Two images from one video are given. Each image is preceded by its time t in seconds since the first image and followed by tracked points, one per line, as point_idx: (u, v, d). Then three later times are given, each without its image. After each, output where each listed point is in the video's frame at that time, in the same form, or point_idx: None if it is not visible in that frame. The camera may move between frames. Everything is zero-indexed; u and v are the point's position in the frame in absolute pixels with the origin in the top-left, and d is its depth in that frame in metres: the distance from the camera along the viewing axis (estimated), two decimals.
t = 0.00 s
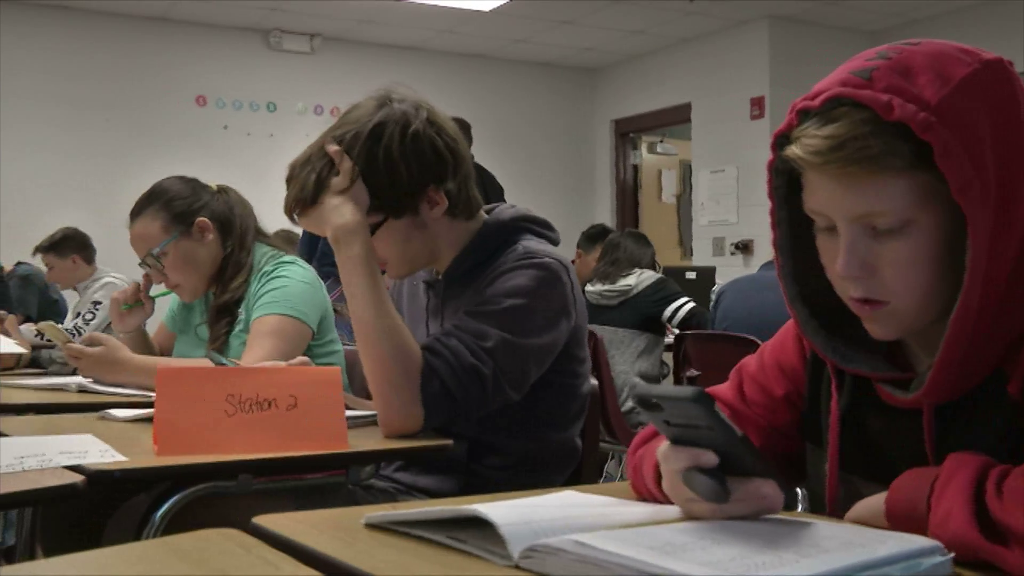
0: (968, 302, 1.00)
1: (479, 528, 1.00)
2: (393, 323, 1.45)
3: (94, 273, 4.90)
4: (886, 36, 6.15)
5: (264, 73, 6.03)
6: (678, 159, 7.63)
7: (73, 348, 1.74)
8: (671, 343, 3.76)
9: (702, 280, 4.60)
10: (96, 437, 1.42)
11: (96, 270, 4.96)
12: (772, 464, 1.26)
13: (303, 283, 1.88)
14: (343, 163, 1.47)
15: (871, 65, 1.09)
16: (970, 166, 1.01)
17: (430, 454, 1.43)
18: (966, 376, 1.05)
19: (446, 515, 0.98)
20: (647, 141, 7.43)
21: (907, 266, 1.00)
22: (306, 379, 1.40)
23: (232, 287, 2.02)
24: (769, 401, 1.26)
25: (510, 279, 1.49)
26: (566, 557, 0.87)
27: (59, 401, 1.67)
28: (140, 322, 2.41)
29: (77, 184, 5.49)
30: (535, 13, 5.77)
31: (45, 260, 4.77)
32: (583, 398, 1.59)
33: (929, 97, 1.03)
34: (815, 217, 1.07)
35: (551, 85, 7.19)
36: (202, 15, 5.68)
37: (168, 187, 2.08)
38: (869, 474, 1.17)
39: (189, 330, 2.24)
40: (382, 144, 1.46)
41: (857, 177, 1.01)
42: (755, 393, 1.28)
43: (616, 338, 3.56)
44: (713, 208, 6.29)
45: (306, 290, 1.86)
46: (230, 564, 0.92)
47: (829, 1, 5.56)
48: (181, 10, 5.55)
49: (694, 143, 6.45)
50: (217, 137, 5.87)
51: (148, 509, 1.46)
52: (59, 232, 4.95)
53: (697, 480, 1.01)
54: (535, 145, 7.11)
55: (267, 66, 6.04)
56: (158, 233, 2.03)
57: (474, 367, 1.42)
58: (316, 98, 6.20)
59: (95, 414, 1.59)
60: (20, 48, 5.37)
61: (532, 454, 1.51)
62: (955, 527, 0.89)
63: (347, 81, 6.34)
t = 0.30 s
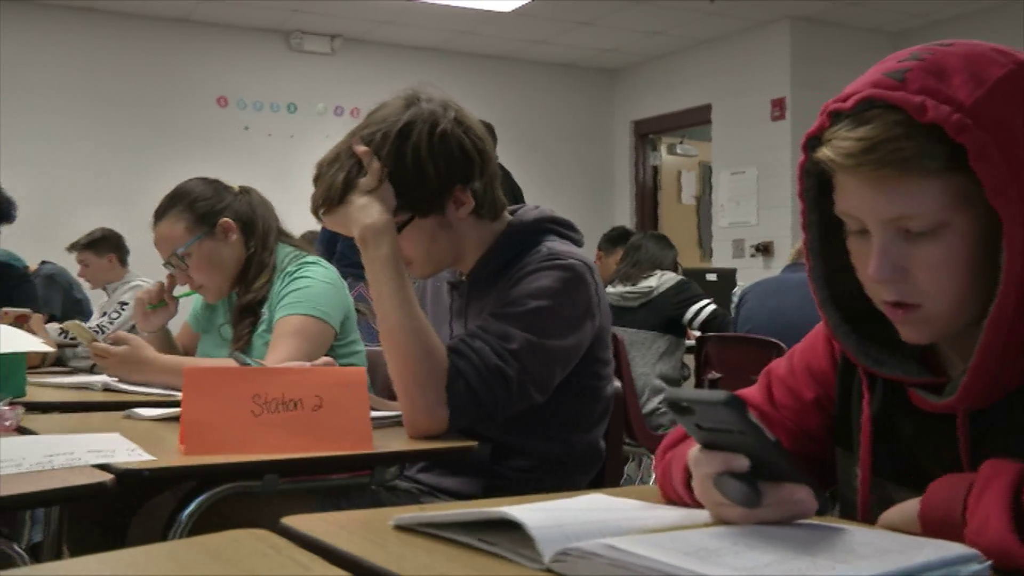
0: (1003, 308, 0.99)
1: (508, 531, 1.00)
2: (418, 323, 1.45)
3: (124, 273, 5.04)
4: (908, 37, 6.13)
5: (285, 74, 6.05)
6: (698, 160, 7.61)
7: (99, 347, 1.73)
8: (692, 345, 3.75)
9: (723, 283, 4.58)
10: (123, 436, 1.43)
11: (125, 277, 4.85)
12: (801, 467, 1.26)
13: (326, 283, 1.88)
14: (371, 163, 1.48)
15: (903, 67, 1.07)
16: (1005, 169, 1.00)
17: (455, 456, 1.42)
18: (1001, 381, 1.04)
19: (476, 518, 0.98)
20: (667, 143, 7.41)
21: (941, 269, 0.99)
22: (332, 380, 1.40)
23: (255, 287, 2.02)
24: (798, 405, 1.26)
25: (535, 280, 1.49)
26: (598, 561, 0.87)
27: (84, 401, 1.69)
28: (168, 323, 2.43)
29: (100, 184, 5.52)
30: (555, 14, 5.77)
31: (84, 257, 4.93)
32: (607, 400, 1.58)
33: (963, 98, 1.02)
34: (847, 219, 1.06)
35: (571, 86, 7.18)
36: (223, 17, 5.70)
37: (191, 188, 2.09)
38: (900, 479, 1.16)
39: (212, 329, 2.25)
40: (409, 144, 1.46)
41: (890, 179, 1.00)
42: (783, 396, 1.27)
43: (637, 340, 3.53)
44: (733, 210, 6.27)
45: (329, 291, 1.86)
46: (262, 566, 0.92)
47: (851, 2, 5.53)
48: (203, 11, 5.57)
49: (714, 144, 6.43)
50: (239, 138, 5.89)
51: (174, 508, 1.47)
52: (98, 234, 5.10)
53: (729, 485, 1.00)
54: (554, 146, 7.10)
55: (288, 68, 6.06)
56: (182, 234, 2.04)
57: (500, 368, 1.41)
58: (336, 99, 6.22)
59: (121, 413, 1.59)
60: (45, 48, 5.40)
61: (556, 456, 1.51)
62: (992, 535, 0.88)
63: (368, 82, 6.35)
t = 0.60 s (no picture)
0: None
1: (545, 532, 0.99)
2: (451, 323, 1.45)
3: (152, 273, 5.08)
4: (940, 36, 6.07)
5: (313, 74, 6.09)
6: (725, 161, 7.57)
7: (133, 345, 1.74)
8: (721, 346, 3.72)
9: (752, 284, 4.55)
10: (157, 434, 1.44)
11: (153, 279, 4.76)
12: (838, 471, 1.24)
13: (357, 282, 1.88)
14: (405, 163, 1.48)
15: (945, 66, 1.06)
16: None
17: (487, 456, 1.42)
18: None
19: (514, 518, 0.97)
20: (694, 143, 7.38)
21: (985, 270, 0.98)
22: (365, 379, 1.40)
23: (286, 285, 2.03)
24: (836, 407, 1.24)
25: (568, 281, 1.48)
26: (640, 563, 0.86)
27: (117, 398, 1.70)
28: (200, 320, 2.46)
29: (131, 184, 5.58)
30: (582, 14, 5.76)
31: (114, 254, 4.98)
32: (638, 402, 1.57)
33: (1007, 98, 1.00)
34: (886, 221, 1.05)
35: (597, 86, 7.17)
36: (252, 17, 5.74)
37: (222, 187, 2.09)
38: (939, 484, 1.15)
39: (242, 328, 2.26)
40: (443, 144, 1.46)
41: (932, 180, 0.99)
42: (820, 398, 1.26)
43: (666, 341, 3.50)
44: (761, 211, 6.22)
45: (359, 290, 1.86)
46: (302, 565, 0.92)
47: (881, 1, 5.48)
48: (232, 11, 5.61)
49: (743, 144, 6.39)
50: (267, 138, 5.93)
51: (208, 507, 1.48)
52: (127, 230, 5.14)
53: (770, 487, 0.98)
54: (581, 146, 7.10)
55: (316, 68, 6.09)
56: (214, 233, 2.05)
57: (532, 369, 1.41)
58: (364, 99, 6.25)
59: (155, 410, 1.60)
60: (77, 49, 5.46)
61: (587, 458, 1.50)
62: None
63: (396, 82, 6.38)
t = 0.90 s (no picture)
0: None
1: (593, 530, 0.98)
2: (490, 319, 1.44)
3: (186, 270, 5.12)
4: (978, 32, 6.02)
5: (347, 71, 6.13)
6: (758, 158, 7.53)
7: (171, 339, 1.75)
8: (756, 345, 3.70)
9: (786, 282, 4.51)
10: (199, 429, 1.45)
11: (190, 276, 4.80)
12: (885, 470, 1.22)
13: (393, 279, 1.88)
14: (443, 160, 1.47)
15: (1001, 60, 1.03)
16: None
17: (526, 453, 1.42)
18: None
19: (562, 516, 0.96)
20: (727, 140, 7.34)
21: None
22: (405, 375, 1.40)
23: (323, 281, 2.03)
24: (882, 407, 1.22)
25: (607, 277, 1.47)
26: (691, 562, 0.85)
27: (155, 393, 1.71)
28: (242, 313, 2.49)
29: (168, 181, 5.63)
30: (615, 11, 5.74)
31: (146, 255, 5.03)
32: (677, 399, 1.56)
33: None
34: (938, 217, 1.03)
35: (630, 83, 7.16)
36: (287, 14, 5.78)
37: (260, 184, 2.10)
38: (991, 484, 1.13)
39: (279, 324, 2.27)
40: (481, 140, 1.45)
41: (986, 176, 0.96)
42: (867, 396, 1.24)
43: (700, 339, 3.49)
44: (795, 209, 6.17)
45: (395, 287, 1.86)
46: (354, 561, 0.92)
47: None
48: (268, 9, 5.66)
49: (777, 142, 6.35)
50: (302, 135, 5.98)
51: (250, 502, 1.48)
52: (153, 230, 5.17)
53: (820, 486, 0.97)
54: (613, 144, 7.09)
55: (350, 65, 6.14)
56: (252, 229, 2.05)
57: (572, 366, 1.40)
58: (396, 96, 6.28)
59: (194, 405, 1.61)
60: (113, 48, 5.52)
61: (625, 455, 1.49)
62: None
63: (429, 80, 6.42)
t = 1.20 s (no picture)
0: None
1: (637, 526, 0.97)
2: (527, 314, 1.44)
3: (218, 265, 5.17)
4: (1015, 23, 5.93)
5: (378, 66, 6.17)
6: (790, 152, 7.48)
7: (206, 333, 1.76)
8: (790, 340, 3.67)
9: (819, 276, 4.47)
10: (236, 423, 1.45)
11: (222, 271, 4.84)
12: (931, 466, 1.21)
13: (427, 273, 1.88)
14: (480, 153, 1.46)
15: None
16: None
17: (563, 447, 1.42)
18: None
19: (608, 511, 0.95)
20: (759, 134, 7.30)
21: None
22: (441, 369, 1.40)
23: (357, 275, 2.04)
24: (927, 402, 1.21)
25: (645, 271, 1.46)
26: (740, 559, 0.83)
27: (191, 386, 1.72)
28: (262, 305, 2.68)
29: (199, 177, 5.68)
30: (645, 4, 5.73)
31: (178, 251, 5.08)
32: (714, 394, 1.55)
33: None
34: (988, 209, 1.01)
35: (660, 77, 7.15)
36: (318, 10, 5.82)
37: (297, 176, 2.11)
38: None
39: (314, 317, 2.28)
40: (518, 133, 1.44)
41: None
42: (911, 391, 1.22)
43: (733, 333, 3.47)
44: (827, 203, 6.13)
45: (429, 281, 1.86)
46: (401, 557, 0.91)
47: None
48: (300, 5, 5.70)
49: (809, 135, 6.31)
50: (331, 129, 6.02)
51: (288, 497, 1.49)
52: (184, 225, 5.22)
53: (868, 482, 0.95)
54: (644, 138, 7.07)
55: (380, 60, 6.17)
56: (287, 223, 2.06)
57: (610, 360, 1.39)
58: (427, 91, 6.30)
59: (230, 398, 1.62)
60: (146, 45, 5.57)
61: (662, 451, 1.48)
62: None
63: (460, 74, 6.43)
